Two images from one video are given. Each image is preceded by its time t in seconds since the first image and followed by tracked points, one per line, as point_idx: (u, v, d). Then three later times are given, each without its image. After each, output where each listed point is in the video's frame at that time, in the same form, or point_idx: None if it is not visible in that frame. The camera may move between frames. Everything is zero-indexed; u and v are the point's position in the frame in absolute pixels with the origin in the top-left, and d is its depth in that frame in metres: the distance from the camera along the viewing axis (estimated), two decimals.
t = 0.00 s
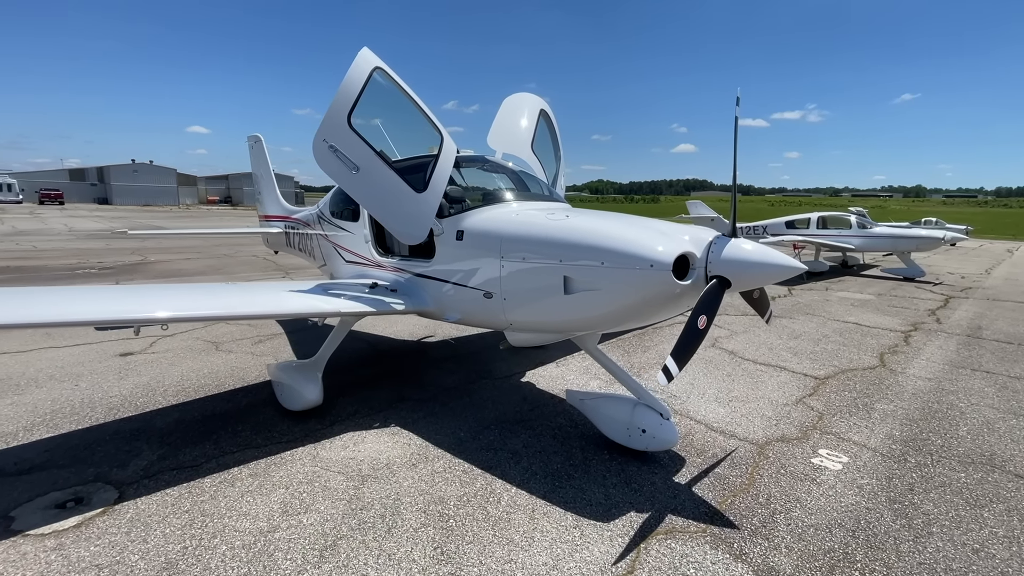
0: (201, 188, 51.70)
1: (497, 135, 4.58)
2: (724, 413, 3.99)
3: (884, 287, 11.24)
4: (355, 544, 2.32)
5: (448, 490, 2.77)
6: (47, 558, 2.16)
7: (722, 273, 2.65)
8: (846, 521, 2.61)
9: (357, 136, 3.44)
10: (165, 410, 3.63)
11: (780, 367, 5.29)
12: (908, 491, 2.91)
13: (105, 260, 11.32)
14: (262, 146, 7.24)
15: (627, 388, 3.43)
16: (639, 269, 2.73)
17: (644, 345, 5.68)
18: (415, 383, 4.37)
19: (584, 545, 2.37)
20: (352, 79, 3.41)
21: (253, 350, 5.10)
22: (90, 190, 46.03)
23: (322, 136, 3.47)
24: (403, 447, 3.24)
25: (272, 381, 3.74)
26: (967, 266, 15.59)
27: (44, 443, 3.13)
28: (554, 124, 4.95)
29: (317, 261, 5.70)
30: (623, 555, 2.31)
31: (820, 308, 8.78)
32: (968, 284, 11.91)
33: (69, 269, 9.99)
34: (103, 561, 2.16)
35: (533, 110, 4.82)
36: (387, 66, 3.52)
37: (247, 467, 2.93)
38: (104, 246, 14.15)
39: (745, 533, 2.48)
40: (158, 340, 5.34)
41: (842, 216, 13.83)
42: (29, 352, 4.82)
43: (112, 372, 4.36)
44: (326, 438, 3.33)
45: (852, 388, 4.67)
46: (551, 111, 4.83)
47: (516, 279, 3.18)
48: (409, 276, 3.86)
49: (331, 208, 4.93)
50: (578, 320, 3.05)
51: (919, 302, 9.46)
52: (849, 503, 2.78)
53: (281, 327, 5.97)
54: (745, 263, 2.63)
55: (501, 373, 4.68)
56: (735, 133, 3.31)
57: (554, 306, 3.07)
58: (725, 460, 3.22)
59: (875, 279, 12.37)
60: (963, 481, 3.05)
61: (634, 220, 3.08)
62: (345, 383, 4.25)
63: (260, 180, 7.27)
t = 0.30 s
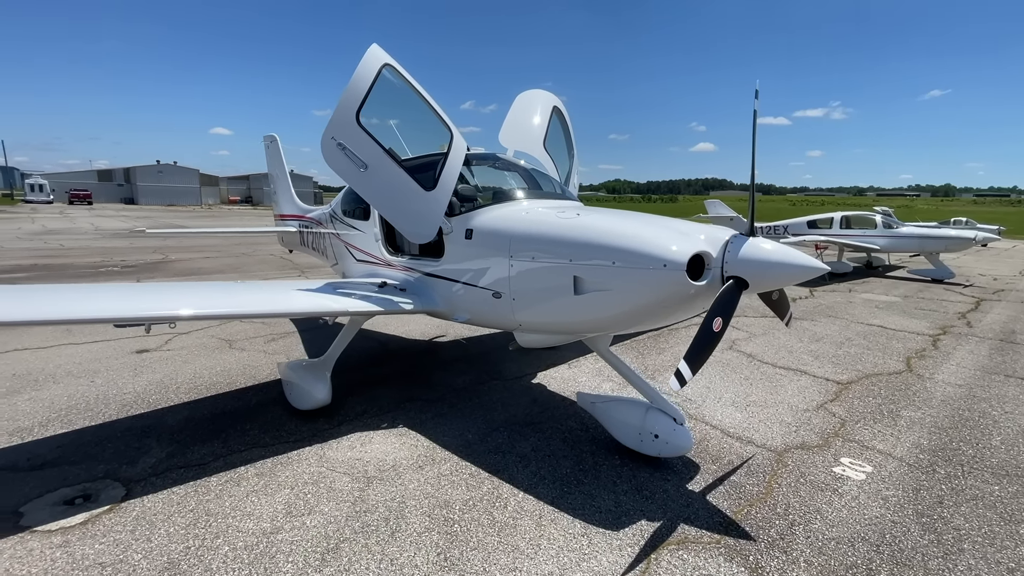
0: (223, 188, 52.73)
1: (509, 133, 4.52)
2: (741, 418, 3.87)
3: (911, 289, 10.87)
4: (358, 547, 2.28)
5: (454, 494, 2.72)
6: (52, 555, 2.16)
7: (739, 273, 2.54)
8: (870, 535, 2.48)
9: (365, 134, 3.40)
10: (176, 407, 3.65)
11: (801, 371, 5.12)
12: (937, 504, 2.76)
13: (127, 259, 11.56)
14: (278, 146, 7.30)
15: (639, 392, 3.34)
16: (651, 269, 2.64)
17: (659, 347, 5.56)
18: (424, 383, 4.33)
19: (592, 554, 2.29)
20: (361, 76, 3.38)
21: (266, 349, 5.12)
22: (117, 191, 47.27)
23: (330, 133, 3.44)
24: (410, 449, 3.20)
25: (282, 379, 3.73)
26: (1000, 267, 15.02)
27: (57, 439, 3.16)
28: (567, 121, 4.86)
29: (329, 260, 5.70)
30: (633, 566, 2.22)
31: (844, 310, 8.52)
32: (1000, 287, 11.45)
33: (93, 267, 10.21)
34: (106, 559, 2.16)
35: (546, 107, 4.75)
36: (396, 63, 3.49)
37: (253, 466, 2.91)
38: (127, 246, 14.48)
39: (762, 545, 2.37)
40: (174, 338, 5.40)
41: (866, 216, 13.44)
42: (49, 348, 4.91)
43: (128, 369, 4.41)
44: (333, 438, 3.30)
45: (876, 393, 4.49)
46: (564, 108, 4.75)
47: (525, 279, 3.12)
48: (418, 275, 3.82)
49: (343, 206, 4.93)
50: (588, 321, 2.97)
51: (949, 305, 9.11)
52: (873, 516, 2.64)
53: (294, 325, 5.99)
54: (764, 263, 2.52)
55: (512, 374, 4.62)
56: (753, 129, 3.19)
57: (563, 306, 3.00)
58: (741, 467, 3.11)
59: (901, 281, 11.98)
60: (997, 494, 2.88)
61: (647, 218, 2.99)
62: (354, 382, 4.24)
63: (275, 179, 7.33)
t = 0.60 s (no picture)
0: (250, 188, 53.96)
1: (520, 129, 4.44)
2: (758, 424, 3.71)
3: (946, 291, 10.40)
4: (353, 550, 2.23)
5: (454, 497, 2.65)
6: (51, 549, 2.17)
7: (753, 273, 2.40)
8: (893, 552, 2.33)
9: (371, 130, 3.37)
10: (186, 403, 3.68)
11: (824, 375, 4.91)
12: (968, 520, 2.58)
13: (153, 257, 11.87)
14: (295, 145, 7.37)
15: (649, 395, 3.22)
16: (658, 268, 2.54)
17: (675, 349, 5.40)
18: (432, 382, 4.29)
19: (593, 564, 2.20)
20: (367, 72, 3.34)
21: (278, 346, 5.15)
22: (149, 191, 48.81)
23: (335, 130, 3.42)
24: (413, 449, 3.15)
25: (289, 377, 3.73)
26: None
27: (69, 432, 3.21)
28: (580, 117, 4.76)
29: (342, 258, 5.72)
30: None
31: (872, 313, 8.19)
32: None
33: (120, 264, 10.50)
34: (103, 554, 2.16)
35: (558, 102, 4.65)
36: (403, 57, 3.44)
37: (255, 464, 2.90)
38: (155, 244, 14.89)
39: (774, 560, 2.24)
40: (190, 334, 5.48)
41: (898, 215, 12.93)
42: (70, 342, 5.04)
43: (143, 364, 4.49)
44: (337, 437, 3.28)
45: (905, 401, 4.27)
46: (577, 104, 4.65)
47: (530, 277, 3.04)
48: (425, 273, 3.77)
49: (354, 204, 4.93)
50: (594, 321, 2.87)
51: (987, 309, 8.67)
52: (897, 532, 2.48)
53: (308, 323, 6.03)
54: (780, 263, 2.38)
55: (521, 375, 4.54)
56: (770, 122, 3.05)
57: (569, 306, 2.91)
58: (756, 476, 2.97)
59: (935, 283, 11.49)
60: None
61: (657, 215, 2.88)
62: (362, 381, 4.22)
63: (292, 179, 7.40)
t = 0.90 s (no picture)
0: (279, 189, 55.29)
1: (531, 127, 4.38)
2: (774, 432, 3.56)
3: (987, 296, 9.87)
4: (345, 552, 2.21)
5: (451, 501, 2.61)
6: (54, 541, 2.21)
7: (762, 276, 2.29)
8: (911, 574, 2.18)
9: (375, 129, 3.36)
10: (198, 399, 3.75)
11: (847, 382, 4.70)
12: (997, 542, 2.41)
13: (182, 255, 12.23)
14: (314, 146, 7.47)
15: (656, 401, 3.12)
16: (661, 270, 2.44)
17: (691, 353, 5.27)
18: (439, 383, 4.27)
19: None
20: (372, 71, 3.33)
21: (292, 344, 5.22)
22: (183, 192, 50.51)
23: (340, 129, 3.41)
24: (415, 451, 3.13)
25: (297, 375, 3.76)
26: None
27: (84, 426, 3.31)
28: (593, 115, 4.67)
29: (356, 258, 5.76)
30: None
31: (905, 318, 7.83)
32: None
33: (150, 263, 10.86)
34: (102, 548, 2.19)
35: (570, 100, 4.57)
36: (409, 56, 3.43)
37: (258, 462, 2.92)
38: (185, 243, 15.37)
39: None
40: (208, 331, 5.60)
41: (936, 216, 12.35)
42: (95, 338, 5.20)
43: (161, 360, 4.60)
44: (340, 436, 3.28)
45: (935, 411, 4.04)
46: (590, 101, 4.57)
47: (532, 279, 2.99)
48: (431, 274, 3.75)
49: (367, 204, 4.95)
50: (596, 324, 2.80)
51: None
52: (917, 552, 2.33)
53: (323, 321, 6.10)
54: (791, 265, 2.26)
55: (530, 377, 4.48)
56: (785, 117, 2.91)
57: (571, 308, 2.84)
58: (767, 487, 2.84)
59: (975, 286, 10.93)
60: None
61: (663, 215, 2.78)
62: (370, 380, 4.23)
63: (311, 179, 7.50)
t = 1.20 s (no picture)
0: (308, 189, 56.61)
1: (545, 125, 4.37)
2: (791, 437, 3.46)
3: None
4: (348, 543, 2.25)
5: (455, 496, 2.63)
6: (76, 523, 2.32)
7: (772, 275, 2.21)
8: None
9: (388, 128, 3.40)
10: (218, 392, 3.88)
11: (874, 387, 4.52)
12: None
13: (213, 253, 12.65)
14: (337, 146, 7.61)
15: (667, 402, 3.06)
16: (667, 267, 2.40)
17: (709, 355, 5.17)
18: (452, 381, 4.30)
19: None
20: (385, 71, 3.37)
21: (311, 340, 5.33)
22: (218, 192, 52.24)
23: (353, 128, 3.47)
24: (424, 446, 3.15)
25: (313, 370, 3.84)
26: None
27: (111, 414, 3.45)
28: (609, 112, 4.62)
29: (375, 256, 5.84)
30: None
31: (942, 322, 7.48)
32: None
33: (183, 260, 11.28)
34: (119, 530, 2.28)
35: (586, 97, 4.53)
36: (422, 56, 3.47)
37: (271, 453, 3.00)
38: (217, 241, 15.89)
39: None
40: (233, 326, 5.77)
41: (980, 215, 11.76)
42: (126, 331, 5.43)
43: (186, 354, 4.77)
44: (351, 430, 3.34)
45: (968, 419, 3.85)
46: (606, 98, 4.52)
47: (539, 276, 2.98)
48: (443, 271, 3.78)
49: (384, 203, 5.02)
50: (603, 322, 2.77)
51: None
52: (937, 566, 2.22)
53: (343, 318, 6.22)
54: (803, 263, 2.19)
55: (543, 376, 4.46)
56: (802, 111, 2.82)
57: (578, 306, 2.82)
58: (780, 493, 2.76)
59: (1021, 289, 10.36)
60: None
61: (673, 212, 2.73)
62: (384, 376, 4.29)
63: (334, 179, 7.65)
